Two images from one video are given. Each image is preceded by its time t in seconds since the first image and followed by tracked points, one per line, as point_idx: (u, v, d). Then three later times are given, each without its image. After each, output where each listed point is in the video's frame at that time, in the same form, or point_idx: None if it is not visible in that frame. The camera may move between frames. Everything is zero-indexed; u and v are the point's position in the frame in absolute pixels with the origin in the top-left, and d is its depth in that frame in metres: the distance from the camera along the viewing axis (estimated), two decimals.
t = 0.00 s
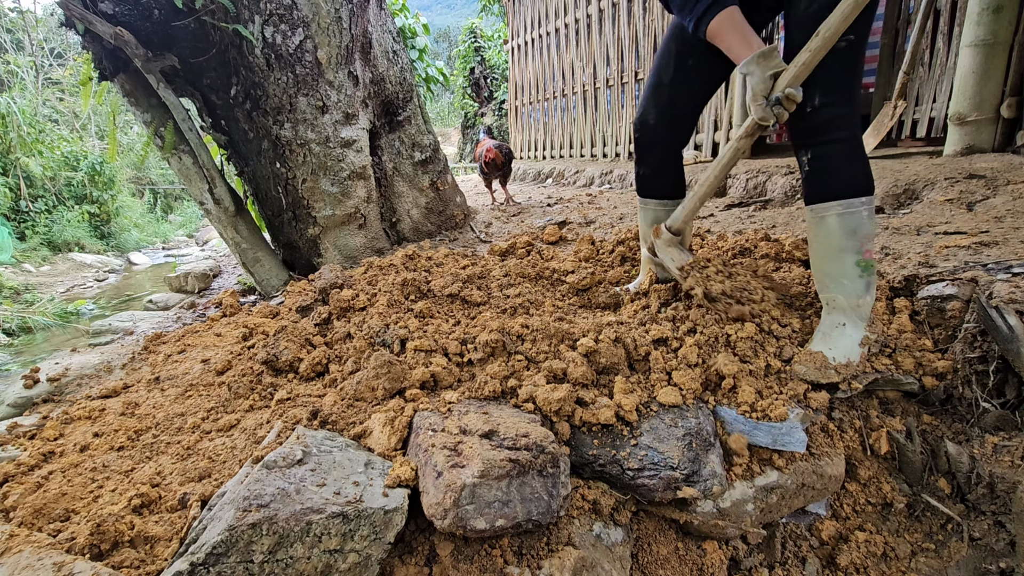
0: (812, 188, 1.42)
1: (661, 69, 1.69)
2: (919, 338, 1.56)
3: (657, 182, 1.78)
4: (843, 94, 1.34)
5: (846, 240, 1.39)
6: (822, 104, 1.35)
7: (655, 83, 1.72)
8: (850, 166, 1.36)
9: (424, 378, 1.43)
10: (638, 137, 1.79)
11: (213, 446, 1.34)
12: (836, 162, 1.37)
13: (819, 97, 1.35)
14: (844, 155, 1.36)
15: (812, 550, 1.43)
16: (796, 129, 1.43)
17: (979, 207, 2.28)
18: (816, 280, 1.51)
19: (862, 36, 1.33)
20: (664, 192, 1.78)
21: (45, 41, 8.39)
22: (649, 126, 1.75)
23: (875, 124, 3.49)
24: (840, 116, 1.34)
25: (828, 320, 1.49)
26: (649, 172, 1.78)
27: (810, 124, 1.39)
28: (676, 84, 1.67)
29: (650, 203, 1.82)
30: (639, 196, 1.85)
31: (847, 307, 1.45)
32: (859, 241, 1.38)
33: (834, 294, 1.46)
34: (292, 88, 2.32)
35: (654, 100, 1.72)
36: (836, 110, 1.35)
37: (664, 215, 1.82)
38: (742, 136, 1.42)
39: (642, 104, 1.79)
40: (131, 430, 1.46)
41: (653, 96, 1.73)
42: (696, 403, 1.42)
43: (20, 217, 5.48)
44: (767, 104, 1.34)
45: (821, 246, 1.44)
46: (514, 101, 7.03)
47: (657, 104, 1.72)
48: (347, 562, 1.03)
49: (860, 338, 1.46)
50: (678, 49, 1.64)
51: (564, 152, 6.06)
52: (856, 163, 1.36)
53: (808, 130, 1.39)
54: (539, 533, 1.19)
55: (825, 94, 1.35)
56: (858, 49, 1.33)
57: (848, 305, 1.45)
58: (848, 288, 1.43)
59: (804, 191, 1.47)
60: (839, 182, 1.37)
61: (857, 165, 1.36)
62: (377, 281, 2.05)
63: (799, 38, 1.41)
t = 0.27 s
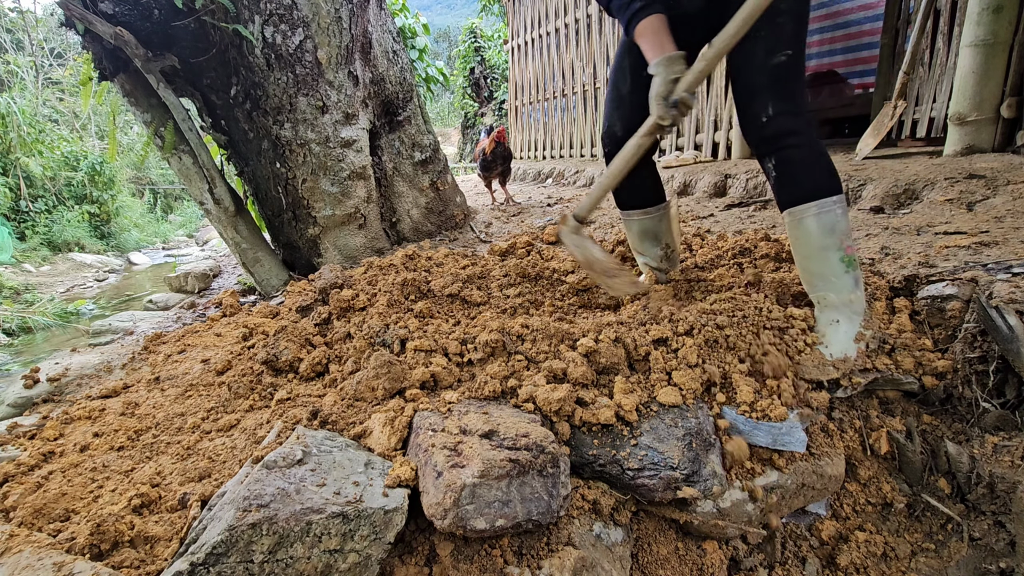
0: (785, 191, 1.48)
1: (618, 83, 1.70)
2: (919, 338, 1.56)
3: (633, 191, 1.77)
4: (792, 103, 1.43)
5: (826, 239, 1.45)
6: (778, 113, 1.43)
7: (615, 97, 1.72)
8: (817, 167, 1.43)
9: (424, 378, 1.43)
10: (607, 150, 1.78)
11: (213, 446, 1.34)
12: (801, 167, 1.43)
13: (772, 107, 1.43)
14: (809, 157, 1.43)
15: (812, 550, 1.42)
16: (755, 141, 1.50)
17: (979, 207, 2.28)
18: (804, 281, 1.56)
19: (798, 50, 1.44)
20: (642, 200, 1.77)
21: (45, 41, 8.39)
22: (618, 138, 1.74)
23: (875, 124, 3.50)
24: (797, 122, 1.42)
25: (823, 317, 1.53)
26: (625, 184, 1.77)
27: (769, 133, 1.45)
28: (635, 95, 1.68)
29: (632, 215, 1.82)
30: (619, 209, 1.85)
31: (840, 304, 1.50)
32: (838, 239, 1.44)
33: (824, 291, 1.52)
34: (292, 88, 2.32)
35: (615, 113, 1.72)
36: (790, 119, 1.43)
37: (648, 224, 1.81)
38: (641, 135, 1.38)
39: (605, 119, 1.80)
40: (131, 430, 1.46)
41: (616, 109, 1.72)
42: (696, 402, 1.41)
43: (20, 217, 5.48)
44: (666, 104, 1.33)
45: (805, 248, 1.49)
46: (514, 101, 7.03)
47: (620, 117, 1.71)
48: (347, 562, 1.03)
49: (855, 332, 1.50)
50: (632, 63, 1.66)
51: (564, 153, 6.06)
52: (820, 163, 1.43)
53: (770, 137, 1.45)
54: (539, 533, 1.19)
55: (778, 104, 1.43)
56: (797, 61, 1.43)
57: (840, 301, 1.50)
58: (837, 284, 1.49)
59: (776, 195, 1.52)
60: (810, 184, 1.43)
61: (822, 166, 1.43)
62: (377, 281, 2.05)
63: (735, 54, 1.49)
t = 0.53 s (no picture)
0: (732, 128, 1.44)
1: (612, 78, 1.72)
2: (919, 338, 1.56)
3: (638, 180, 1.80)
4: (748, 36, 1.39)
5: (775, 181, 1.44)
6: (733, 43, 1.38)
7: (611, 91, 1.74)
8: (763, 104, 1.41)
9: (424, 378, 1.43)
10: (609, 144, 1.81)
11: (213, 446, 1.34)
12: (750, 104, 1.41)
13: (728, 34, 1.38)
14: (756, 95, 1.41)
15: (812, 550, 1.42)
16: (705, 72, 1.43)
17: (979, 207, 2.28)
18: (746, 224, 1.54)
19: None
20: (647, 189, 1.80)
21: (45, 40, 8.39)
22: (619, 132, 1.76)
23: (875, 124, 3.50)
24: (749, 58, 1.40)
25: (761, 258, 1.54)
26: (631, 175, 1.79)
27: (723, 63, 1.39)
28: (632, 88, 1.71)
29: (634, 206, 1.82)
30: (621, 202, 1.86)
31: (777, 245, 1.51)
32: (785, 180, 1.44)
33: (766, 233, 1.50)
34: (292, 88, 2.32)
35: (615, 107, 1.74)
36: (742, 51, 1.39)
37: (650, 215, 1.81)
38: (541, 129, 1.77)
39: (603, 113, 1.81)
40: (131, 430, 1.46)
41: (614, 104, 1.74)
42: (696, 402, 1.41)
43: (20, 217, 5.48)
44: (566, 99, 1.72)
45: (750, 186, 1.46)
46: (514, 101, 7.03)
47: (619, 110, 1.74)
48: (347, 562, 1.03)
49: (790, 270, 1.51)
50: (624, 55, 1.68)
51: (564, 153, 6.06)
52: (768, 102, 1.42)
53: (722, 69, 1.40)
54: (539, 533, 1.19)
55: (733, 34, 1.38)
56: None
57: (779, 241, 1.50)
58: (779, 225, 1.49)
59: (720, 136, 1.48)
60: (760, 122, 1.41)
61: (770, 104, 1.41)
62: (377, 281, 2.05)
63: None
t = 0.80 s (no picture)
0: (710, 162, 1.50)
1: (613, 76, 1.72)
2: (919, 338, 1.56)
3: (638, 178, 1.77)
4: (727, 75, 1.44)
5: (742, 214, 1.51)
6: (712, 81, 1.44)
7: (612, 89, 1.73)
8: (739, 142, 1.46)
9: (424, 378, 1.43)
10: (610, 142, 1.79)
11: (213, 446, 1.34)
12: (723, 140, 1.46)
13: (708, 74, 1.44)
14: (733, 132, 1.46)
15: (812, 550, 1.42)
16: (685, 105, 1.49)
17: (979, 207, 2.28)
18: (717, 250, 1.62)
19: (745, 23, 1.45)
20: (648, 187, 1.78)
21: (45, 41, 8.39)
22: (620, 129, 1.75)
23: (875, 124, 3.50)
24: (728, 95, 1.44)
25: (733, 287, 1.61)
26: (631, 172, 1.77)
27: (702, 100, 1.45)
28: (632, 86, 1.70)
29: (634, 203, 1.81)
30: (622, 199, 1.84)
31: (746, 273, 1.58)
32: (752, 213, 1.51)
33: (735, 262, 1.58)
34: (292, 88, 2.32)
35: (615, 105, 1.74)
36: (722, 88, 1.44)
37: (650, 212, 1.80)
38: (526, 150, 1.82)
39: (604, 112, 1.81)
40: (131, 430, 1.46)
41: (614, 102, 1.74)
42: (696, 402, 1.41)
43: (20, 217, 5.48)
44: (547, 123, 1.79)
45: (721, 218, 1.53)
46: (514, 101, 7.03)
47: (620, 108, 1.73)
48: (347, 562, 1.03)
49: (761, 299, 1.59)
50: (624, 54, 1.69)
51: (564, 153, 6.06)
52: (744, 140, 1.47)
53: (700, 105, 1.46)
54: (539, 533, 1.19)
55: (713, 72, 1.43)
56: (741, 41, 1.45)
57: (747, 270, 1.57)
58: (746, 256, 1.56)
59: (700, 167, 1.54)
60: (731, 158, 1.47)
61: (743, 143, 1.47)
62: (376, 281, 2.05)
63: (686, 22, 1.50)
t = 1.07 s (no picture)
0: (703, 172, 1.49)
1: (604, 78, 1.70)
2: (919, 338, 1.56)
3: (628, 182, 1.77)
4: (720, 82, 1.42)
5: (738, 218, 1.50)
6: (703, 90, 1.41)
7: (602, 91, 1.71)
8: (733, 151, 1.45)
9: (424, 378, 1.43)
10: (598, 145, 1.78)
11: (213, 446, 1.34)
12: (716, 147, 1.45)
13: (700, 82, 1.41)
14: (726, 142, 1.45)
15: (812, 550, 1.42)
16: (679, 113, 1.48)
17: (979, 207, 2.28)
18: (711, 254, 1.60)
19: (742, 31, 1.42)
20: (638, 190, 1.78)
21: (45, 41, 8.39)
22: (609, 133, 1.73)
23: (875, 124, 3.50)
24: (719, 104, 1.43)
25: (724, 293, 1.59)
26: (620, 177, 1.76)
27: (694, 108, 1.44)
28: (622, 90, 1.69)
29: (628, 205, 1.80)
30: (615, 201, 1.83)
31: (739, 277, 1.57)
32: (748, 217, 1.50)
33: (729, 266, 1.56)
34: (292, 88, 2.32)
35: (605, 107, 1.72)
36: (714, 97, 1.42)
37: (645, 213, 1.80)
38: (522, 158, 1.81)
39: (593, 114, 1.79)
40: (131, 430, 1.46)
41: (604, 104, 1.72)
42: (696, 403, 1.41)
43: (20, 217, 5.48)
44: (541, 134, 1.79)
45: (718, 222, 1.52)
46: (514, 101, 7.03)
47: (609, 111, 1.71)
48: (347, 562, 1.03)
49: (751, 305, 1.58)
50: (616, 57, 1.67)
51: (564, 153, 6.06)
52: (738, 149, 1.45)
53: (692, 114, 1.45)
54: (539, 533, 1.19)
55: (706, 80, 1.41)
56: (736, 46, 1.42)
57: (741, 274, 1.57)
58: (740, 259, 1.55)
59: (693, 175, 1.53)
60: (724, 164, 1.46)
61: (737, 147, 1.46)
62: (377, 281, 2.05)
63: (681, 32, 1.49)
